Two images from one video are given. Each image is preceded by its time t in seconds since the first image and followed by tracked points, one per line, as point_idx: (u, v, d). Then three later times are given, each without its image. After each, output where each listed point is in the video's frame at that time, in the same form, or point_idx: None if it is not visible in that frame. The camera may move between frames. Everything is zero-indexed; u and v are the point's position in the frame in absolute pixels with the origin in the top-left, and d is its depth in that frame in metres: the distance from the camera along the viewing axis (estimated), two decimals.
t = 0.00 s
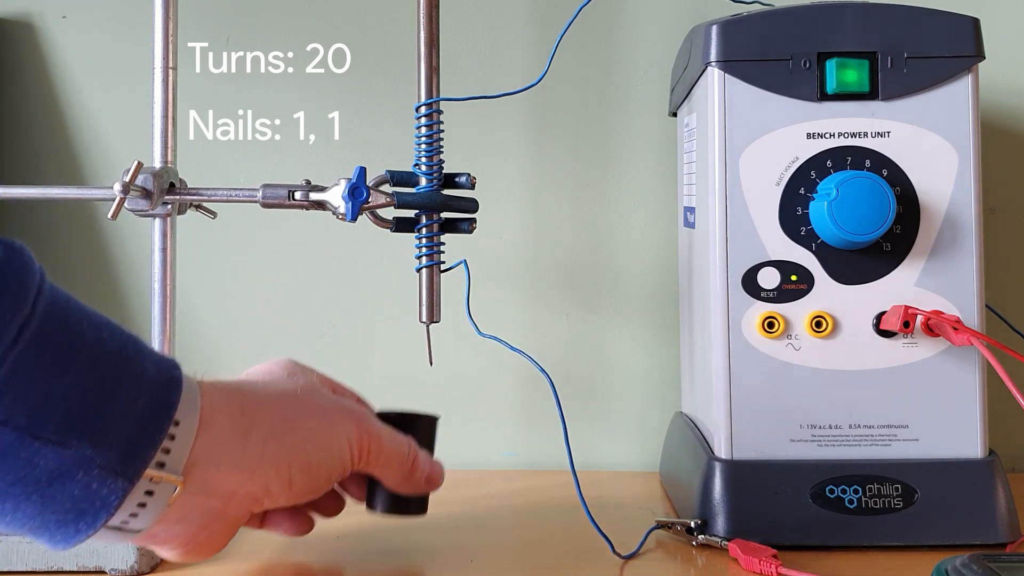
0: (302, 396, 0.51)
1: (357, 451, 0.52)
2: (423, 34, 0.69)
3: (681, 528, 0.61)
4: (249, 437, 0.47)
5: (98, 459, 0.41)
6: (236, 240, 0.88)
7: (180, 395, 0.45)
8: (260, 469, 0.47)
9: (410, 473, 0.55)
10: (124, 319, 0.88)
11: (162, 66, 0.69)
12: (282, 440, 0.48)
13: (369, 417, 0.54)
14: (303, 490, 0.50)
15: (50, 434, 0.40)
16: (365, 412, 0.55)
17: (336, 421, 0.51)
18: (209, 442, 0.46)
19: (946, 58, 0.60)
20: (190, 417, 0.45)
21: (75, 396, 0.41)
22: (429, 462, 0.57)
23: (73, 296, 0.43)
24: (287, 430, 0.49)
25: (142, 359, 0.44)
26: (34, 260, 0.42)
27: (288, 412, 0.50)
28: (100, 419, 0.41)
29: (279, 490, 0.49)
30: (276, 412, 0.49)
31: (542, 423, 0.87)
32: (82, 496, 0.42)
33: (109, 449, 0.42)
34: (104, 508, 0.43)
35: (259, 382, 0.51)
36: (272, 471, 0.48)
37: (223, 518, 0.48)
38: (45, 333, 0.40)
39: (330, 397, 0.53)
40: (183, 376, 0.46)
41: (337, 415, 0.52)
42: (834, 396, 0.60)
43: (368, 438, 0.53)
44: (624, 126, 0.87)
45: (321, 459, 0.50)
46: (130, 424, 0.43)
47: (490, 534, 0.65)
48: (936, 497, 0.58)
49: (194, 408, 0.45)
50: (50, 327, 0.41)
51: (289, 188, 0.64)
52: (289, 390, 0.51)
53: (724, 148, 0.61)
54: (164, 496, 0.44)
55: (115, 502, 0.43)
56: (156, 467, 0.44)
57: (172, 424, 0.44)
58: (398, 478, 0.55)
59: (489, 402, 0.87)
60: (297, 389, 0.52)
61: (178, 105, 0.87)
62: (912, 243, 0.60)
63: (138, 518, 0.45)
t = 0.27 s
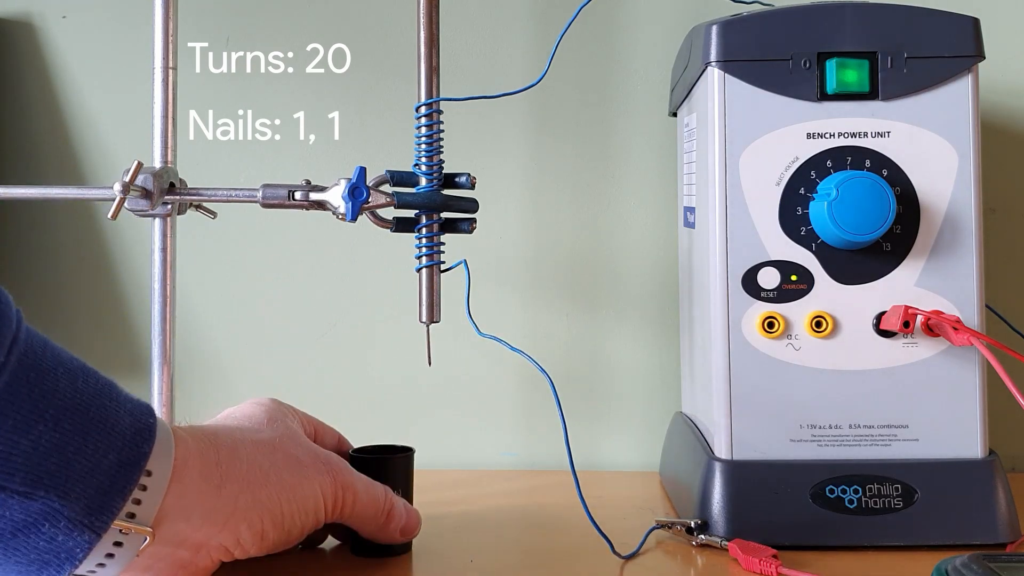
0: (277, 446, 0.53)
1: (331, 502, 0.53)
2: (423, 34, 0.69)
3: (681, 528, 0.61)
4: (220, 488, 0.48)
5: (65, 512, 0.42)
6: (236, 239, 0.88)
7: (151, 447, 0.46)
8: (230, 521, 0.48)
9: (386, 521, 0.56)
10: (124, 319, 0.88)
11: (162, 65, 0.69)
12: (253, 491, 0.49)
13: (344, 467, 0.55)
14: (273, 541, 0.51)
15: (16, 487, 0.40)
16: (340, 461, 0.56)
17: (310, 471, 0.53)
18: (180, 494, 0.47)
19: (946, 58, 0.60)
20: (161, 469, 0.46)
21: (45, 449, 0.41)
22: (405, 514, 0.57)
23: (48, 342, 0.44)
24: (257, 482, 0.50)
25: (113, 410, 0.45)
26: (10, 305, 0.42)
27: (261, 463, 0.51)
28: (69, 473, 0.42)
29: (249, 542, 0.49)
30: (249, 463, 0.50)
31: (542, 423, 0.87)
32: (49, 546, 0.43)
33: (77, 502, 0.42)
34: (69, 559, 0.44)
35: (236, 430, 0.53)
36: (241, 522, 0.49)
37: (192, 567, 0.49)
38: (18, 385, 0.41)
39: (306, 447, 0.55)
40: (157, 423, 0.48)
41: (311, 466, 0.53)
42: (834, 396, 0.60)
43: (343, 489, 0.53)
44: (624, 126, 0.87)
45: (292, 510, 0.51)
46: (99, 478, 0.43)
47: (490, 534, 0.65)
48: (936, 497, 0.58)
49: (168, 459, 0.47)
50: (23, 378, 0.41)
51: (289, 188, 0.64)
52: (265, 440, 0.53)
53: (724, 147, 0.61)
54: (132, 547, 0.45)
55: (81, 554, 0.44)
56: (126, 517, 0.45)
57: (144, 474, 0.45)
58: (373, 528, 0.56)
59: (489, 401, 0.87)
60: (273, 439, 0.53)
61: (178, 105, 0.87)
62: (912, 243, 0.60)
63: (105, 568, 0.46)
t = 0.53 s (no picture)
0: (280, 449, 0.53)
1: (332, 505, 0.53)
2: (423, 34, 0.69)
3: (681, 528, 0.61)
4: (223, 489, 0.48)
5: (65, 512, 0.42)
6: (236, 239, 0.88)
7: (153, 448, 0.46)
8: (232, 522, 0.48)
9: (386, 526, 0.56)
10: (124, 319, 0.88)
11: (162, 65, 0.69)
12: (255, 494, 0.49)
13: (346, 470, 0.54)
14: (274, 544, 0.50)
15: (17, 487, 0.40)
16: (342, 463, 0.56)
17: (312, 474, 0.52)
18: (182, 495, 0.47)
19: (946, 58, 0.60)
20: (163, 469, 0.46)
21: (48, 449, 0.41)
22: (406, 518, 0.57)
23: (54, 342, 0.44)
24: (259, 484, 0.49)
25: (116, 411, 0.45)
26: (16, 303, 0.42)
27: (263, 465, 0.51)
28: (71, 473, 0.42)
29: (250, 544, 0.49)
30: (251, 465, 0.50)
31: (542, 423, 0.87)
32: (48, 546, 0.43)
33: (77, 503, 0.42)
34: (68, 559, 0.44)
35: (238, 433, 0.52)
36: (242, 525, 0.48)
37: (191, 568, 0.48)
38: (23, 384, 0.41)
39: (309, 450, 0.55)
40: (161, 424, 0.47)
41: (313, 469, 0.53)
42: (834, 396, 0.60)
43: (345, 493, 0.53)
44: (624, 126, 0.87)
45: (294, 513, 0.51)
46: (100, 479, 0.43)
47: (490, 534, 0.65)
48: (936, 497, 0.58)
49: (171, 459, 0.46)
50: (27, 377, 0.41)
51: (288, 188, 0.64)
52: (267, 443, 0.52)
53: (724, 148, 0.61)
54: (132, 547, 0.45)
55: (80, 555, 0.44)
56: (128, 517, 0.45)
57: (147, 475, 0.45)
58: (374, 531, 0.56)
59: (489, 401, 0.87)
60: (275, 441, 0.53)
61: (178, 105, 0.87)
62: (912, 243, 0.60)
63: (103, 568, 0.45)
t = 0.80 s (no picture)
0: (276, 435, 0.52)
1: (331, 494, 0.52)
2: (423, 34, 0.69)
3: (681, 528, 0.61)
4: (215, 477, 0.48)
5: (61, 501, 0.42)
6: (236, 239, 0.88)
7: (149, 437, 0.46)
8: (225, 509, 0.48)
9: (394, 512, 0.56)
10: (124, 319, 0.88)
11: (162, 65, 0.69)
12: (249, 482, 0.49)
13: (346, 458, 0.53)
14: (272, 532, 0.50)
15: (14, 475, 0.41)
16: (342, 450, 0.55)
17: (309, 462, 0.51)
18: (176, 484, 0.47)
19: (946, 58, 0.60)
20: (158, 457, 0.46)
21: (44, 437, 0.42)
22: (411, 505, 0.56)
23: (50, 331, 0.44)
24: (254, 472, 0.49)
25: (112, 401, 0.45)
26: (13, 294, 0.43)
27: (258, 452, 0.50)
28: (66, 463, 0.42)
29: (246, 532, 0.49)
30: (246, 452, 0.50)
31: (542, 423, 0.87)
32: (46, 534, 0.43)
33: (73, 492, 0.43)
34: (66, 547, 0.44)
35: (234, 421, 0.52)
36: (237, 513, 0.48)
37: (187, 556, 0.48)
38: (19, 373, 0.41)
39: (307, 438, 0.53)
40: (157, 414, 0.48)
41: (310, 457, 0.52)
42: (835, 396, 0.60)
43: (344, 481, 0.52)
44: (624, 126, 0.87)
45: (290, 501, 0.50)
46: (96, 469, 0.44)
47: (491, 534, 0.65)
48: (936, 497, 0.58)
49: (164, 448, 0.46)
50: (23, 366, 0.42)
51: (289, 188, 0.64)
52: (263, 430, 0.52)
53: (724, 148, 0.61)
54: (127, 535, 0.45)
55: (77, 542, 0.44)
56: (122, 506, 0.45)
57: (142, 463, 0.45)
58: (379, 517, 0.55)
59: (489, 401, 0.87)
60: (271, 428, 0.52)
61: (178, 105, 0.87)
62: (912, 243, 0.60)
63: (100, 555, 0.45)
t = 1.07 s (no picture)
0: (267, 333, 0.48)
1: (336, 374, 0.48)
2: (423, 35, 0.69)
3: (681, 528, 0.61)
4: (217, 378, 0.44)
5: (77, 408, 0.40)
6: (236, 239, 0.88)
7: (152, 345, 0.43)
8: (235, 409, 0.44)
9: (395, 378, 0.50)
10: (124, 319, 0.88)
11: (162, 65, 0.69)
12: (250, 377, 0.45)
13: (339, 337, 0.49)
14: (285, 423, 0.47)
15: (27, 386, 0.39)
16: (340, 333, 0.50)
17: (304, 349, 0.47)
18: (176, 392, 0.43)
19: (946, 58, 0.60)
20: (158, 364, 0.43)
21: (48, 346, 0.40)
22: (418, 362, 0.51)
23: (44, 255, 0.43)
24: (253, 366, 0.45)
25: (111, 313, 0.43)
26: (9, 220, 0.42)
27: (251, 350, 0.46)
28: (76, 371, 0.40)
29: (259, 427, 0.45)
30: (238, 351, 0.46)
31: (542, 423, 0.87)
32: (62, 446, 0.40)
33: (87, 397, 0.40)
34: (85, 458, 0.41)
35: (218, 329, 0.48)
36: (244, 410, 0.44)
37: (207, 463, 0.45)
38: (17, 288, 0.40)
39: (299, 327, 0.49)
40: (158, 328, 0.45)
41: (304, 344, 0.48)
42: (835, 396, 0.60)
43: (342, 359, 0.48)
44: (624, 125, 0.87)
45: (295, 392, 0.46)
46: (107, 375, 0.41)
47: (490, 534, 0.65)
48: (936, 497, 0.58)
49: (164, 353, 0.43)
50: (22, 282, 0.40)
51: (289, 188, 0.64)
52: (251, 330, 0.48)
53: (724, 148, 0.61)
54: (144, 446, 0.42)
55: (97, 451, 0.41)
56: (135, 415, 0.42)
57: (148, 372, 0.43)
58: (383, 388, 0.50)
59: (489, 401, 0.87)
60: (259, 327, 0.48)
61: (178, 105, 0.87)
62: (912, 243, 0.60)
63: (122, 473, 0.43)
